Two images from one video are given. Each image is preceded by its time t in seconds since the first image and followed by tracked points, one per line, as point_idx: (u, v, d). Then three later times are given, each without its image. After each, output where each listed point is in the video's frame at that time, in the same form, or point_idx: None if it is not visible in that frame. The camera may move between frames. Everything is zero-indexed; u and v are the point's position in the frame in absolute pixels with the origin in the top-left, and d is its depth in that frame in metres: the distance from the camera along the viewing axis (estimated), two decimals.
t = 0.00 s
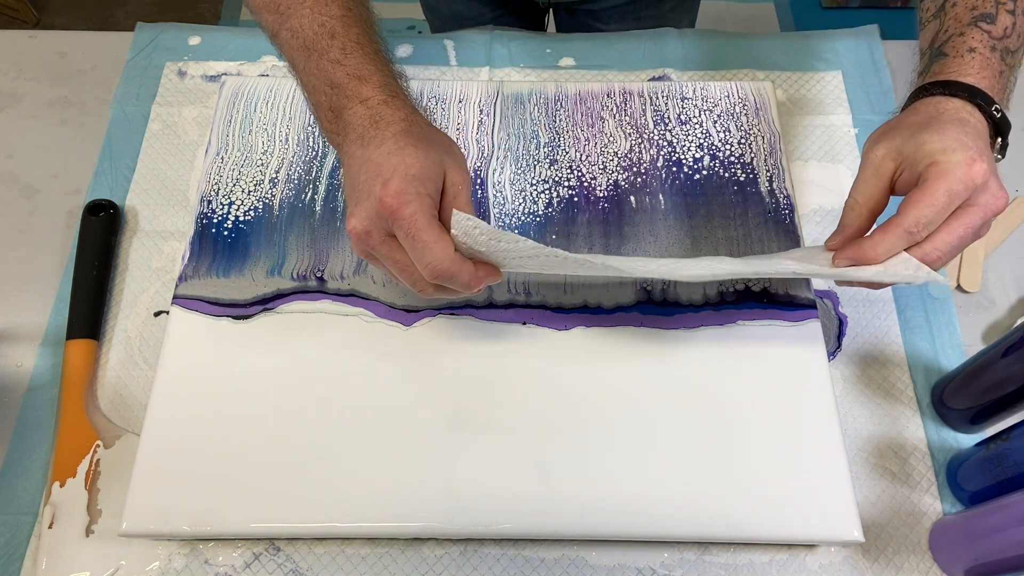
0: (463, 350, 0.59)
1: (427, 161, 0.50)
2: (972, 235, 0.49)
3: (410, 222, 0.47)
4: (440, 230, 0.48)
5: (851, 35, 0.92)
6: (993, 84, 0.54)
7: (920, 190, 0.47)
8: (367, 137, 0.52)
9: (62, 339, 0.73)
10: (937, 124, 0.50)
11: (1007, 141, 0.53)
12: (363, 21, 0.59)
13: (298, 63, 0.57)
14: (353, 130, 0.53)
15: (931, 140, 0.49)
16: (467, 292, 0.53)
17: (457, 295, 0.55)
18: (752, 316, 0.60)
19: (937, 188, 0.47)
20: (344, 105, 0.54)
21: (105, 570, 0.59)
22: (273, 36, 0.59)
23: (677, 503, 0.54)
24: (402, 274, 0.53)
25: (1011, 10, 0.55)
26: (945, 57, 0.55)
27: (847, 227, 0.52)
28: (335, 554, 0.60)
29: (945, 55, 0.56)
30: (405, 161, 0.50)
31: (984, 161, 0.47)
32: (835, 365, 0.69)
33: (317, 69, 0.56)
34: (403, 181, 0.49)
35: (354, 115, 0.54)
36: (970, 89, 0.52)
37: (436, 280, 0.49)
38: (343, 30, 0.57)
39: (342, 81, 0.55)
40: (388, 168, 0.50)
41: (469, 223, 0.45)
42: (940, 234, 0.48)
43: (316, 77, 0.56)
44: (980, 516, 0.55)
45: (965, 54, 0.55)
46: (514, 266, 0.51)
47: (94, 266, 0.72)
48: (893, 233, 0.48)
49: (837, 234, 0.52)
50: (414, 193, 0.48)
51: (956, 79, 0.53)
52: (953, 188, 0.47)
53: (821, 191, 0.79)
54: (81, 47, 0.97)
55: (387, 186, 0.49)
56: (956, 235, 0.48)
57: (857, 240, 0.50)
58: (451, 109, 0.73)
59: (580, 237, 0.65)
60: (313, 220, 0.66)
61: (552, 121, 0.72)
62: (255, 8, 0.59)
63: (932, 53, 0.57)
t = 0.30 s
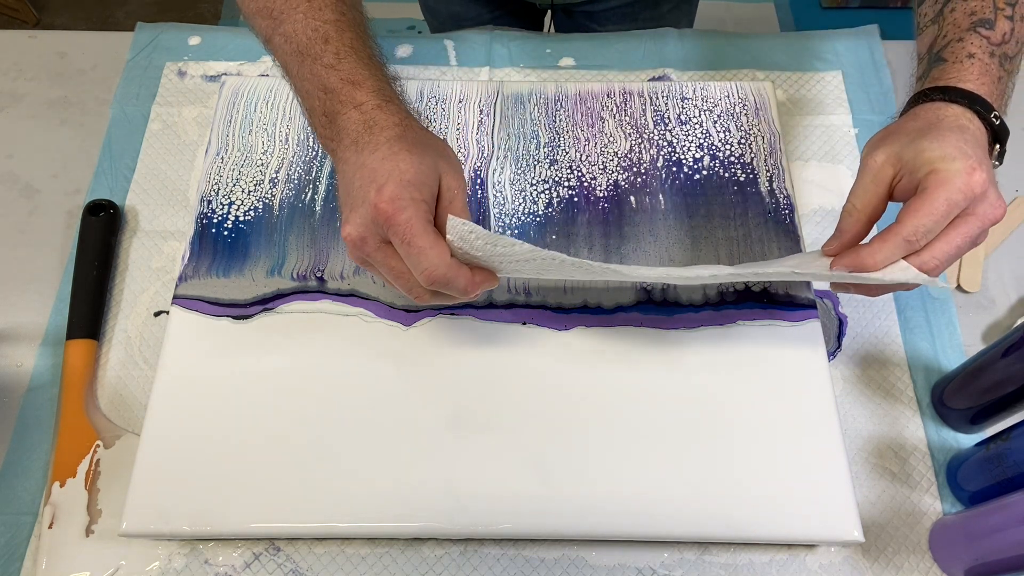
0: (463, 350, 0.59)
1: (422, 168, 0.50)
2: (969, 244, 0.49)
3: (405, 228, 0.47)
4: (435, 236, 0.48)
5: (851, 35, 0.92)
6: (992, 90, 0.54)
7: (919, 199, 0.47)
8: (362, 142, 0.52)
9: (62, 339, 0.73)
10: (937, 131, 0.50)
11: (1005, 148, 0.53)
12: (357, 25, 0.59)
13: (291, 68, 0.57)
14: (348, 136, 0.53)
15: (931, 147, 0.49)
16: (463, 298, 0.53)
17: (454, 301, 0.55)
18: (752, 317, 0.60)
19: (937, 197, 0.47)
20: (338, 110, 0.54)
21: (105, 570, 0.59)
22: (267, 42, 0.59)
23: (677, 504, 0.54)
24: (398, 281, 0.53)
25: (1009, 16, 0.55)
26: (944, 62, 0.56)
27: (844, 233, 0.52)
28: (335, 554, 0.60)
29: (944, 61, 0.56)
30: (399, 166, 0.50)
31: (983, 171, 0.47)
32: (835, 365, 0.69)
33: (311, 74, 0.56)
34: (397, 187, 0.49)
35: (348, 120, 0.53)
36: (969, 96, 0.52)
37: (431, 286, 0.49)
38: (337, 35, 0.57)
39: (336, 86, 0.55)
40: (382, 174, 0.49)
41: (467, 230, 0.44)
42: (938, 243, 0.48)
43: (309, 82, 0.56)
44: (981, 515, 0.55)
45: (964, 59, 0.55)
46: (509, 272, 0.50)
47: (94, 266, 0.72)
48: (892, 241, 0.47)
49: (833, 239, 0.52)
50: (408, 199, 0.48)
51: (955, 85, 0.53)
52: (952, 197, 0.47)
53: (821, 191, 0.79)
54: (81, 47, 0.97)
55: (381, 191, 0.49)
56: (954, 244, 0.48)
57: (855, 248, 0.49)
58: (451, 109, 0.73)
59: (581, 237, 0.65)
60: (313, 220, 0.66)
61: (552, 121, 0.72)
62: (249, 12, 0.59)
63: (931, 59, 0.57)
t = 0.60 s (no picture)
0: (463, 350, 0.59)
1: (417, 174, 0.50)
2: (969, 253, 0.49)
3: (402, 236, 0.47)
4: (432, 243, 0.48)
5: (851, 35, 0.92)
6: (996, 96, 0.54)
7: (920, 207, 0.47)
8: (356, 148, 0.52)
9: (62, 339, 0.73)
10: (942, 139, 0.50)
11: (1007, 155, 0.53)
12: (352, 29, 0.59)
13: (286, 72, 0.57)
14: (342, 141, 0.53)
15: (937, 155, 0.49)
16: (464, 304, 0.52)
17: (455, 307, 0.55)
18: (752, 317, 0.60)
19: (939, 207, 0.47)
20: (333, 115, 0.54)
21: (105, 570, 0.59)
22: (263, 46, 0.59)
23: (677, 504, 0.54)
24: (397, 288, 0.52)
25: (1012, 21, 0.55)
26: (947, 68, 0.56)
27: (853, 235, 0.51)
28: (335, 554, 0.60)
29: (948, 66, 0.56)
30: (394, 174, 0.50)
31: (986, 181, 0.47)
32: (835, 365, 0.69)
33: (306, 78, 0.55)
34: (393, 195, 0.49)
35: (343, 125, 0.54)
36: (974, 102, 0.52)
37: (430, 292, 0.48)
38: (332, 39, 0.57)
39: (330, 90, 0.55)
40: (377, 182, 0.50)
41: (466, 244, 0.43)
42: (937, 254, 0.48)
43: (304, 86, 0.56)
44: (981, 515, 0.55)
45: (967, 65, 0.55)
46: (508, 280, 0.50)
47: (94, 266, 0.72)
48: (892, 249, 0.47)
49: (845, 244, 0.52)
50: (405, 206, 0.48)
51: (959, 91, 0.53)
52: (953, 207, 0.47)
53: (821, 192, 0.79)
54: (81, 47, 0.97)
55: (378, 199, 0.49)
56: (952, 253, 0.48)
57: (856, 253, 0.49)
58: (451, 110, 0.73)
59: (581, 237, 0.65)
60: (313, 220, 0.66)
61: (552, 121, 0.72)
62: (246, 16, 0.59)
63: (934, 64, 0.58)
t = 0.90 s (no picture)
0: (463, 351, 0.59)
1: (415, 175, 0.50)
2: (978, 259, 0.49)
3: (403, 240, 0.47)
4: (435, 245, 0.48)
5: (851, 35, 0.92)
6: (1000, 100, 0.54)
7: (931, 213, 0.47)
8: (354, 150, 0.52)
9: (63, 339, 0.74)
10: (949, 145, 0.50)
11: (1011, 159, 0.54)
12: (349, 29, 0.59)
13: (284, 73, 0.57)
14: (340, 143, 0.53)
15: (945, 161, 0.49)
16: (464, 308, 0.53)
17: (456, 314, 0.54)
18: (752, 317, 0.60)
19: (950, 211, 0.46)
20: (331, 116, 0.54)
21: (105, 570, 0.59)
22: (260, 47, 0.59)
23: (677, 504, 0.53)
24: (396, 295, 0.53)
25: (1015, 25, 0.56)
26: (951, 72, 0.56)
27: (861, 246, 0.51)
28: (335, 554, 0.60)
29: (951, 70, 0.56)
30: (392, 177, 0.50)
31: (996, 186, 0.47)
32: (835, 365, 0.69)
33: (304, 79, 0.55)
34: (392, 199, 0.49)
35: (340, 126, 0.54)
36: (977, 107, 0.52)
37: (436, 295, 0.49)
38: (329, 39, 0.57)
39: (327, 91, 0.55)
40: (376, 185, 0.50)
41: (468, 238, 0.43)
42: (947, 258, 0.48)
43: (301, 87, 0.56)
44: (981, 515, 0.55)
45: (971, 69, 0.55)
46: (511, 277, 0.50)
47: (94, 266, 0.72)
48: (904, 252, 0.46)
49: (852, 253, 0.50)
50: (406, 210, 0.48)
51: (964, 95, 0.53)
52: (965, 213, 0.46)
53: (821, 192, 0.79)
54: (81, 47, 0.97)
55: (377, 205, 0.49)
56: (963, 259, 0.48)
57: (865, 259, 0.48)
58: (451, 110, 0.73)
59: (581, 237, 0.65)
60: (313, 220, 0.66)
61: (552, 121, 0.72)
62: (243, 18, 0.59)
63: (936, 68, 0.58)
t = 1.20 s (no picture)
0: (463, 351, 0.59)
1: (408, 186, 0.50)
2: (985, 267, 0.49)
3: (395, 248, 0.47)
4: (427, 253, 0.48)
5: (851, 35, 0.92)
6: (1005, 109, 0.54)
7: (934, 222, 0.47)
8: (350, 158, 0.52)
9: (63, 339, 0.74)
10: (954, 155, 0.49)
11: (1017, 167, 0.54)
12: (347, 38, 0.59)
13: (282, 81, 0.57)
14: (337, 151, 0.53)
15: (950, 171, 0.48)
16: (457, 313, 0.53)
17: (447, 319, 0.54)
18: (752, 317, 0.60)
19: (953, 222, 0.46)
20: (328, 124, 0.54)
21: (105, 570, 0.59)
22: (260, 55, 0.58)
23: (677, 504, 0.53)
24: (387, 301, 0.52)
25: (1020, 33, 0.56)
26: (956, 80, 0.56)
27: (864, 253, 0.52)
28: (335, 554, 0.60)
29: (956, 78, 0.56)
30: (385, 185, 0.50)
31: (1003, 196, 0.47)
32: (835, 365, 0.69)
33: (301, 88, 0.55)
34: (383, 208, 0.48)
35: (337, 134, 0.53)
36: (982, 115, 0.52)
37: (428, 301, 0.49)
38: (326, 48, 0.56)
39: (325, 99, 0.54)
40: (368, 194, 0.49)
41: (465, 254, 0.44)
42: (951, 267, 0.48)
43: (300, 95, 0.55)
44: (981, 515, 0.55)
45: (976, 78, 0.55)
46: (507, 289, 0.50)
47: (94, 266, 0.72)
48: (904, 262, 0.47)
49: (853, 259, 0.52)
50: (396, 219, 0.48)
51: (968, 104, 0.53)
52: (968, 223, 0.46)
53: (821, 192, 0.79)
54: (81, 47, 0.97)
55: (366, 213, 0.48)
56: (969, 268, 0.48)
57: (869, 268, 0.49)
58: (451, 110, 0.73)
59: (581, 237, 0.65)
60: (313, 220, 0.66)
61: (552, 121, 0.72)
62: (242, 27, 0.59)
63: (941, 76, 0.58)
